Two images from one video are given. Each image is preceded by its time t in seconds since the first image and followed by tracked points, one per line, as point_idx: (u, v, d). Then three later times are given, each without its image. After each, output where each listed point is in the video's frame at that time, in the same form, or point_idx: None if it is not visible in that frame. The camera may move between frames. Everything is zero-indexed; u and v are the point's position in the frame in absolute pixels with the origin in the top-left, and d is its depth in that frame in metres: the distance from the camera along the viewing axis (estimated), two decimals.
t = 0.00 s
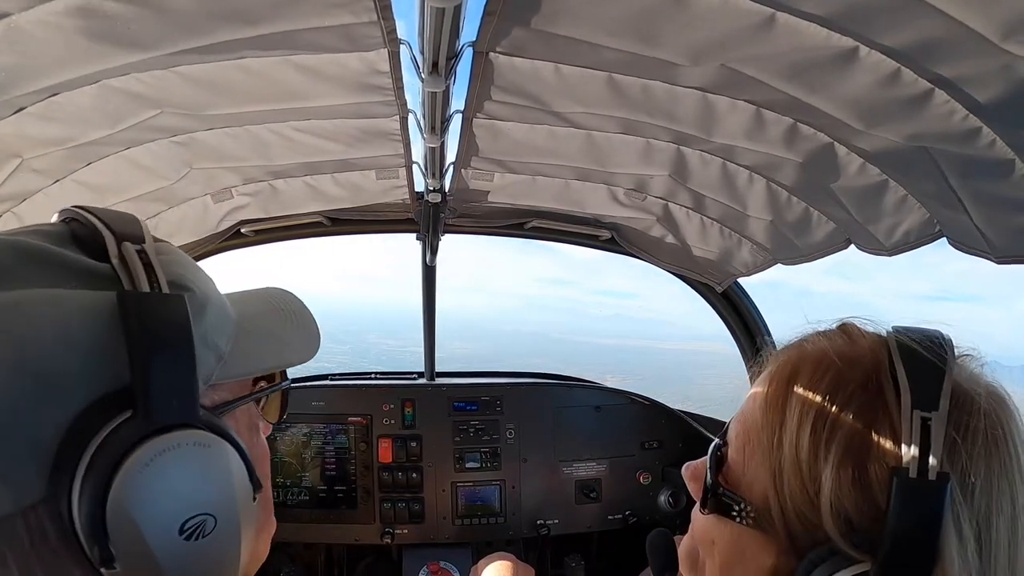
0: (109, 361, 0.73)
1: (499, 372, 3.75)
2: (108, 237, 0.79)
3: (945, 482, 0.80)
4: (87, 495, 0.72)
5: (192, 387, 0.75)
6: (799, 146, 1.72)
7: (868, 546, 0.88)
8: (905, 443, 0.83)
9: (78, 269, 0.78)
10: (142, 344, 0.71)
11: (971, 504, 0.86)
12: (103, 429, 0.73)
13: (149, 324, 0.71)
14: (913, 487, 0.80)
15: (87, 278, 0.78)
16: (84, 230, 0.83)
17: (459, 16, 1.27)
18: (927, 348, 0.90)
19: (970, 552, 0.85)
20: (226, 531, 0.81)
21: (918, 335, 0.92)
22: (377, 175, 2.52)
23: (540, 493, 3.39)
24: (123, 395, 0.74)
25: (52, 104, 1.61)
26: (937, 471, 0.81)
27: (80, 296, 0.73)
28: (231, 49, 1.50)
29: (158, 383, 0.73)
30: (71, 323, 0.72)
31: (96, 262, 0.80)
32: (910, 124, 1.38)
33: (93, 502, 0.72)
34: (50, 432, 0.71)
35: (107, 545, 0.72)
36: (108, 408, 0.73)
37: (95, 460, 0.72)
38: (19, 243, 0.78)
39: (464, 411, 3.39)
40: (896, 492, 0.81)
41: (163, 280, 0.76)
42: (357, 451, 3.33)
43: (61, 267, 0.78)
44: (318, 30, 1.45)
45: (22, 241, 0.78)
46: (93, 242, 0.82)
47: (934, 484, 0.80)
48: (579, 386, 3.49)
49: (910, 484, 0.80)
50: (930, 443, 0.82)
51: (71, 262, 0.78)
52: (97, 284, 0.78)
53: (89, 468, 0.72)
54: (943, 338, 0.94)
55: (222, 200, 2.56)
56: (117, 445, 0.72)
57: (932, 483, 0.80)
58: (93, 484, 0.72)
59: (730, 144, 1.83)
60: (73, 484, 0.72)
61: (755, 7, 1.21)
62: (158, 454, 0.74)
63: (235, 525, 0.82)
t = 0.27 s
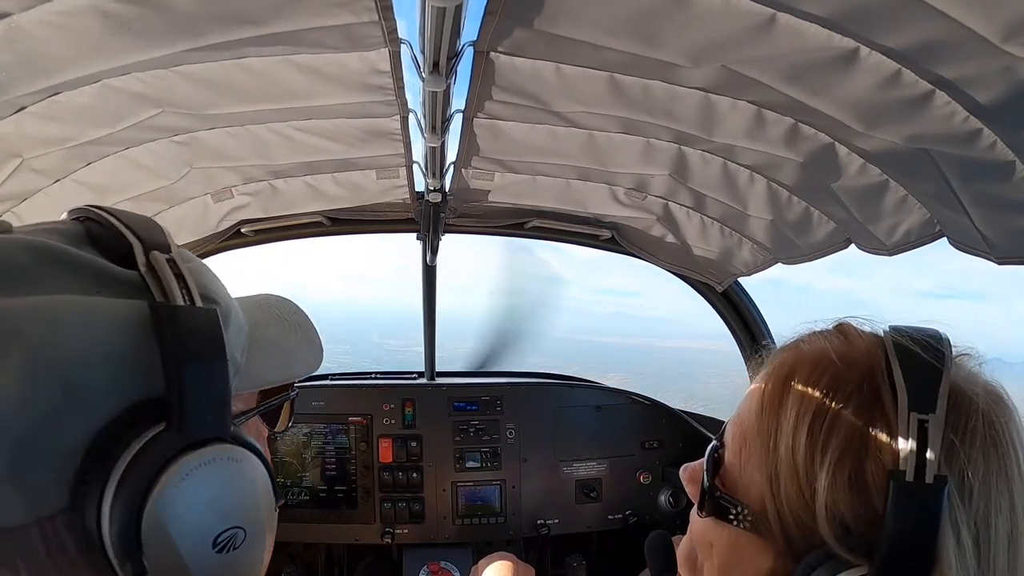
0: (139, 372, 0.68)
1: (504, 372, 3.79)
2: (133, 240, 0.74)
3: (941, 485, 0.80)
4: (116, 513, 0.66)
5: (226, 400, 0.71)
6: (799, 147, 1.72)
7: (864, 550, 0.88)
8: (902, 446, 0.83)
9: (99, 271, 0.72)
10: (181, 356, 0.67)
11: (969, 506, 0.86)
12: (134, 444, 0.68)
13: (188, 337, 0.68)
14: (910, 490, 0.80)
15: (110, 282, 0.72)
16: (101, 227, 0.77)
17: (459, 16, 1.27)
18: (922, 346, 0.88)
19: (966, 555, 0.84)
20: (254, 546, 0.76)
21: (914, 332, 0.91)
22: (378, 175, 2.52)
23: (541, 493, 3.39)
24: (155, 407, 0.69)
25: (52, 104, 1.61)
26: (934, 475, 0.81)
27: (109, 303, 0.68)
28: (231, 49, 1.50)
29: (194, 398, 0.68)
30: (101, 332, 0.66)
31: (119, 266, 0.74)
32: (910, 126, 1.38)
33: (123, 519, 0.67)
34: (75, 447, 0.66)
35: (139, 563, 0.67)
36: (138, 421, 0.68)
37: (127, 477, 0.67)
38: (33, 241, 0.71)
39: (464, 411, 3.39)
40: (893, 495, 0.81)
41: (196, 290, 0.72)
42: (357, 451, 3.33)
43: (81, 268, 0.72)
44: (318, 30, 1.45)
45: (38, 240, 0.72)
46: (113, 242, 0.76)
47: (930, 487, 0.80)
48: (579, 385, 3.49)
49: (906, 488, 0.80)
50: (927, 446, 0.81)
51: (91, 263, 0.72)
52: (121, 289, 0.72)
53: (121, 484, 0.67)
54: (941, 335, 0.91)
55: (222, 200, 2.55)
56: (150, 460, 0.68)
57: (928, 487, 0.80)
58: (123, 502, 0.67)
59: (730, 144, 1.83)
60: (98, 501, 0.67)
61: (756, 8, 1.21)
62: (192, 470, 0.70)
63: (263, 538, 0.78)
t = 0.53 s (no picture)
0: (228, 365, 0.80)
1: (502, 372, 3.74)
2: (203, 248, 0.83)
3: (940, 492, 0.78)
4: (223, 502, 0.75)
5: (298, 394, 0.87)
6: (798, 146, 1.72)
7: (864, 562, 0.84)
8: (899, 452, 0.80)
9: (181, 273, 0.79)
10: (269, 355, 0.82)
11: (966, 509, 0.84)
12: (229, 434, 0.77)
13: (273, 338, 0.83)
14: (909, 498, 0.77)
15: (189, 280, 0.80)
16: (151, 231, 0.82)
17: (459, 16, 1.27)
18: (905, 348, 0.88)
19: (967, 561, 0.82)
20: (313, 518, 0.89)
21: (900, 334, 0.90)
22: (377, 175, 2.52)
23: (541, 493, 3.39)
24: (240, 401, 0.81)
25: (52, 104, 1.62)
26: (932, 480, 0.77)
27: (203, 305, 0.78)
28: (231, 49, 1.51)
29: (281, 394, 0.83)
30: (204, 330, 0.77)
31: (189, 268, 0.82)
32: (909, 126, 1.38)
33: (227, 507, 0.75)
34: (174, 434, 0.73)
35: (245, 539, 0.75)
36: (231, 410, 0.79)
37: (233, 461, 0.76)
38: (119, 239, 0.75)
39: (464, 411, 3.39)
40: (893, 504, 0.78)
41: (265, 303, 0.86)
42: (357, 451, 3.33)
43: (157, 265, 0.77)
44: (318, 30, 1.45)
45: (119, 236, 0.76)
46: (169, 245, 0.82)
47: (929, 494, 0.77)
48: (579, 385, 3.49)
49: (905, 495, 0.77)
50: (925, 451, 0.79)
51: (170, 263, 0.79)
52: (201, 291, 0.81)
53: (224, 478, 0.75)
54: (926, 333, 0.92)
55: (222, 200, 2.56)
56: (247, 444, 0.78)
57: (927, 493, 0.77)
58: (229, 490, 0.76)
59: (729, 144, 1.83)
60: (201, 489, 0.74)
61: (755, 8, 1.21)
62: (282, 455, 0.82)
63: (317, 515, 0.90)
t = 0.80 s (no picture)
0: (268, 378, 0.80)
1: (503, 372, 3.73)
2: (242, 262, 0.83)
3: (934, 497, 0.77)
4: (271, 500, 0.78)
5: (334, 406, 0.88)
6: (798, 147, 1.72)
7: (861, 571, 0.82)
8: (893, 458, 0.79)
9: (224, 284, 0.78)
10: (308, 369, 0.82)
11: (960, 512, 0.84)
12: (272, 447, 0.77)
13: (310, 354, 0.82)
14: (907, 506, 0.76)
15: (231, 293, 0.79)
16: (187, 242, 0.82)
17: (458, 16, 1.27)
18: (891, 352, 0.89)
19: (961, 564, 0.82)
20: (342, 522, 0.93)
21: (891, 341, 0.91)
22: (377, 175, 2.52)
23: (541, 493, 3.39)
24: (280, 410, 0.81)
25: (51, 104, 1.61)
26: (927, 486, 0.77)
27: (247, 317, 0.77)
28: (231, 49, 1.50)
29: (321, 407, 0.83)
30: (251, 345, 0.76)
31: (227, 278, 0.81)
32: (909, 126, 1.38)
33: (275, 504, 0.79)
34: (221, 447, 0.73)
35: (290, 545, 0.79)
36: (275, 423, 0.78)
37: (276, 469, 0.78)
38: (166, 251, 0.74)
39: (464, 411, 3.38)
40: (889, 512, 0.77)
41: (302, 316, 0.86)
42: (357, 451, 3.33)
43: (202, 277, 0.76)
44: (317, 30, 1.45)
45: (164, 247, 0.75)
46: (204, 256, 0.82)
47: (925, 499, 0.77)
48: (579, 385, 3.48)
49: (902, 504, 0.77)
50: (918, 458, 0.78)
51: (214, 274, 0.78)
52: (242, 305, 0.80)
53: (272, 477, 0.78)
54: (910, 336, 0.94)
55: (222, 200, 2.56)
56: (289, 455, 0.79)
57: (922, 500, 0.77)
58: (276, 490, 0.79)
59: (730, 144, 1.83)
60: (247, 496, 0.74)
61: (755, 8, 1.21)
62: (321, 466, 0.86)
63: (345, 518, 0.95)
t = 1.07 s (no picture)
0: (270, 389, 0.76)
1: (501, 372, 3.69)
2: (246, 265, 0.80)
3: (931, 496, 0.77)
4: (276, 519, 0.74)
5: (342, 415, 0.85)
6: (798, 146, 1.72)
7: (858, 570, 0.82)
8: (888, 457, 0.79)
9: (222, 291, 0.74)
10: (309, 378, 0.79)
11: (956, 512, 0.84)
12: (277, 461, 0.74)
13: (317, 360, 0.80)
14: (905, 505, 0.76)
15: (231, 300, 0.75)
16: (192, 245, 0.80)
17: (459, 16, 1.27)
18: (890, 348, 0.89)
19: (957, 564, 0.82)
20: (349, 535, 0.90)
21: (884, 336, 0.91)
22: (377, 175, 2.52)
23: (541, 493, 3.39)
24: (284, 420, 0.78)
25: (51, 104, 1.61)
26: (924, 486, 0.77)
27: (246, 327, 0.73)
28: (231, 49, 1.50)
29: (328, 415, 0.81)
30: (250, 356, 0.72)
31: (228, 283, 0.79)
32: (909, 125, 1.38)
33: (280, 522, 0.74)
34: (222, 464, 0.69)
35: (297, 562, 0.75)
36: (278, 437, 0.75)
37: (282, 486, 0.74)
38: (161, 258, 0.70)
39: (464, 411, 3.38)
40: (887, 511, 0.77)
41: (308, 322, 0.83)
42: (357, 450, 3.33)
43: (200, 284, 0.72)
44: (318, 30, 1.45)
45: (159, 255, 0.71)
46: (207, 260, 0.80)
47: (922, 498, 0.77)
48: (579, 386, 3.48)
49: (898, 502, 0.76)
50: (915, 458, 0.77)
51: (213, 280, 0.74)
52: (246, 311, 0.77)
53: (276, 496, 0.74)
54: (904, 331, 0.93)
55: (222, 200, 2.56)
56: (293, 472, 0.75)
57: (920, 498, 0.76)
58: (283, 503, 0.74)
59: (730, 144, 1.83)
60: (253, 508, 0.71)
61: (755, 7, 1.21)
62: (331, 479, 0.82)
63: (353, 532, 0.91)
